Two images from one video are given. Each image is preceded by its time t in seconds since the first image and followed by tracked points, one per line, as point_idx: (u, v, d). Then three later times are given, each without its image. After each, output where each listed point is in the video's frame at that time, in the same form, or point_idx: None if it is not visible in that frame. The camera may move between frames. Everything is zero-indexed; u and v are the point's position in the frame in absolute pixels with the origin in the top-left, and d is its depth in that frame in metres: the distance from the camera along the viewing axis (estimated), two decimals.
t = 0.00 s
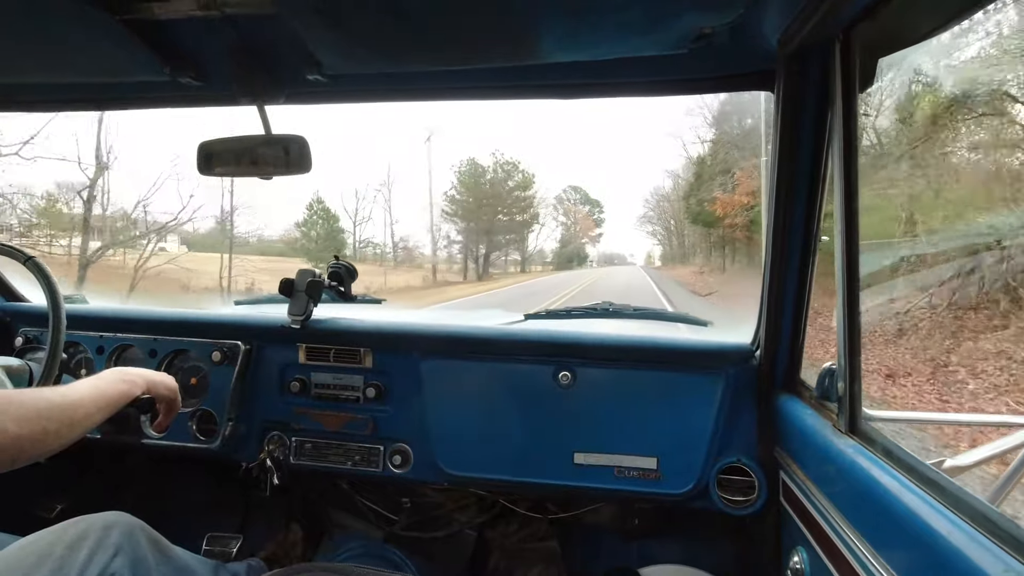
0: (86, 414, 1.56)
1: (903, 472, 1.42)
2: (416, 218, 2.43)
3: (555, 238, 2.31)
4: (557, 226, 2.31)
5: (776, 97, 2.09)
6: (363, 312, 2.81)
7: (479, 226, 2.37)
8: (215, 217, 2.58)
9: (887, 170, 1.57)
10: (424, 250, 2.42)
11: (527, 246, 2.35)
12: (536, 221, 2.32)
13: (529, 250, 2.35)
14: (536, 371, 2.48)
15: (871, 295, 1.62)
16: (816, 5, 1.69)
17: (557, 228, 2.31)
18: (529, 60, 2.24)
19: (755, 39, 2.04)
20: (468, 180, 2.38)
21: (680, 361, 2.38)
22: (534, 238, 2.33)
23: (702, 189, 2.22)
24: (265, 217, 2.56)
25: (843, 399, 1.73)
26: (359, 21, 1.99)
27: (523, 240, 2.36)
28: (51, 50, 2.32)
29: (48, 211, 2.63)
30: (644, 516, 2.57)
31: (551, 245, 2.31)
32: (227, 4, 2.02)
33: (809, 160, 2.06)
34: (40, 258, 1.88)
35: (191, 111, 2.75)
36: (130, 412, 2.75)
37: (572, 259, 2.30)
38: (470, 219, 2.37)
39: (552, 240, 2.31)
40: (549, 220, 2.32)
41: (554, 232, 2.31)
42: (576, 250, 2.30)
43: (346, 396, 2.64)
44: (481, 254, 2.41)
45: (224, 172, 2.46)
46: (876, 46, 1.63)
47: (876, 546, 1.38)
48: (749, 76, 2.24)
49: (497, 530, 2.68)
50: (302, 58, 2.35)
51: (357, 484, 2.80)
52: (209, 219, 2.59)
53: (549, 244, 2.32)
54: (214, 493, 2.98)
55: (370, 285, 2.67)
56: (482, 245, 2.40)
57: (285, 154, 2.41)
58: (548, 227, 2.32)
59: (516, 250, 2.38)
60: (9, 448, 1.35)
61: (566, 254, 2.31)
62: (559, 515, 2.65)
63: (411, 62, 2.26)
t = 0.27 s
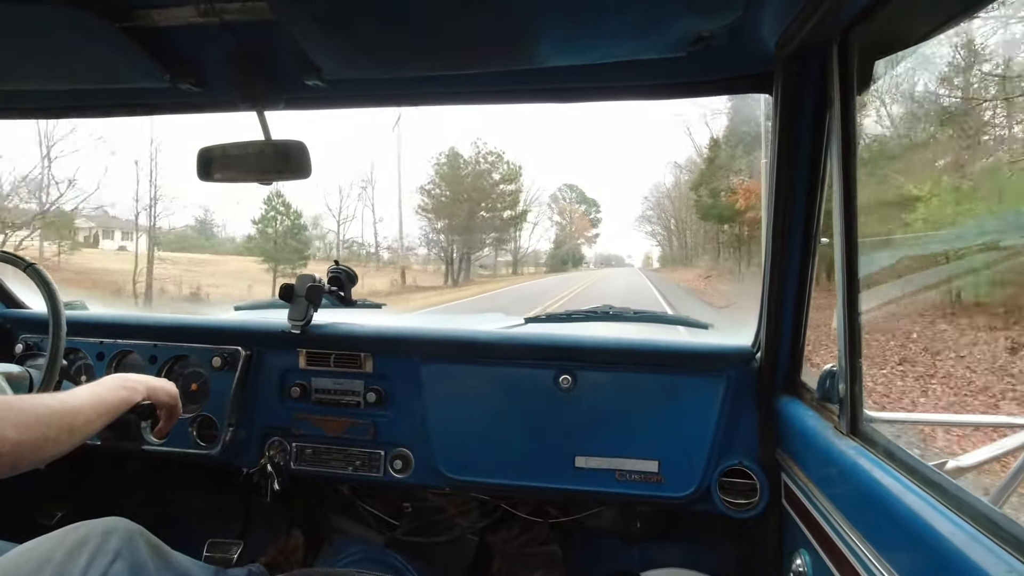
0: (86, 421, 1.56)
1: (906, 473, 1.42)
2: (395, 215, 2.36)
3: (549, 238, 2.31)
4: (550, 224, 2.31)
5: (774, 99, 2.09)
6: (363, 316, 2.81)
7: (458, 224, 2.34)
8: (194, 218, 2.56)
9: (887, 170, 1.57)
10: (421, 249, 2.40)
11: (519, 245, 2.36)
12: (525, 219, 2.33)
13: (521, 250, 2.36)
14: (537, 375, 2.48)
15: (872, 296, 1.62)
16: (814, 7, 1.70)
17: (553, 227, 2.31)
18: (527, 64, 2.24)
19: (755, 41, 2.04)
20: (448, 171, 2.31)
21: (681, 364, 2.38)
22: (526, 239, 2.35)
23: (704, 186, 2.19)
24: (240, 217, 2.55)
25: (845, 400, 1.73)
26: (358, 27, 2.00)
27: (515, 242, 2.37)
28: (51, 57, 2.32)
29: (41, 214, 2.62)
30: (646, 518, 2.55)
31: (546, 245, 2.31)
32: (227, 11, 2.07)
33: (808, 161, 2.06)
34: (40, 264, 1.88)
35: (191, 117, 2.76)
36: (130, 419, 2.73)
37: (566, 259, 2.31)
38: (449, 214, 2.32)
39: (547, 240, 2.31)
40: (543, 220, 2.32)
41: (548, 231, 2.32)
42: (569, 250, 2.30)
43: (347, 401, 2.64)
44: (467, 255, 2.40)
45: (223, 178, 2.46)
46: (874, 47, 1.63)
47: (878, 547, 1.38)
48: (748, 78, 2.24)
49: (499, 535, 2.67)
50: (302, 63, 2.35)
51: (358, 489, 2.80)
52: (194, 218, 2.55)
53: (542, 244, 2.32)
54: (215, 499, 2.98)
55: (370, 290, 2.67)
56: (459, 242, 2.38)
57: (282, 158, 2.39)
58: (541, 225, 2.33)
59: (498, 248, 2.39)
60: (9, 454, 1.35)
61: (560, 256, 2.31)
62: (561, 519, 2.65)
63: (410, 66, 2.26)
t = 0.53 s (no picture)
0: (86, 422, 1.56)
1: (905, 476, 1.41)
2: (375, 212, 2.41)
3: (544, 237, 2.39)
4: (544, 222, 2.38)
5: (774, 101, 2.09)
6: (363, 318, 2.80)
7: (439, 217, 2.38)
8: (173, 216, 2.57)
9: (887, 172, 1.57)
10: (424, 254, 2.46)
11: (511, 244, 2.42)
12: (515, 215, 2.37)
13: (512, 250, 2.43)
14: (536, 377, 2.48)
15: (872, 298, 1.62)
16: (814, 9, 1.70)
17: (548, 227, 2.38)
18: (527, 66, 2.25)
19: (756, 43, 2.04)
20: (426, 167, 2.37)
21: (681, 366, 2.38)
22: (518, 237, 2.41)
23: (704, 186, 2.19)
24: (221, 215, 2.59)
25: (844, 402, 1.73)
26: (358, 30, 2.01)
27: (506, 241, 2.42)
28: (51, 59, 2.33)
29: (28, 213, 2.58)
30: (645, 521, 2.55)
31: (538, 244, 2.40)
32: (227, 13, 2.07)
33: (808, 163, 2.06)
34: (39, 265, 1.88)
35: (191, 119, 2.76)
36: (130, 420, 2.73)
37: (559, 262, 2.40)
38: (428, 207, 2.38)
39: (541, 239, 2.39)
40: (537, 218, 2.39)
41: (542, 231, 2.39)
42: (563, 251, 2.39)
43: (347, 402, 2.64)
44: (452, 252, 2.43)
45: (223, 179, 2.47)
46: (874, 49, 1.63)
47: (878, 550, 1.38)
48: (748, 81, 2.24)
49: (499, 536, 2.66)
50: (302, 66, 2.36)
51: (358, 491, 2.79)
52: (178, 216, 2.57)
53: (535, 244, 2.41)
54: (214, 501, 2.98)
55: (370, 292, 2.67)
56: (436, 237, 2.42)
57: (282, 160, 2.40)
58: (534, 224, 2.39)
59: (484, 244, 2.43)
60: (9, 456, 1.35)
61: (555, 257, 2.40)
62: (560, 521, 2.65)
63: (410, 68, 2.27)
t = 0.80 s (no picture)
0: (84, 417, 1.56)
1: (903, 478, 1.42)
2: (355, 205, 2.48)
3: (540, 237, 2.37)
4: (538, 223, 2.35)
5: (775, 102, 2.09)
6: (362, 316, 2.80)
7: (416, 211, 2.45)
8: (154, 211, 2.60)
9: (887, 175, 1.57)
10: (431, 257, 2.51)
11: (503, 243, 2.41)
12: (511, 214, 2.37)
13: (506, 249, 2.42)
14: (535, 376, 2.48)
15: (872, 300, 1.62)
16: (816, 11, 1.70)
17: (544, 229, 2.35)
18: (528, 65, 2.25)
19: (757, 45, 2.04)
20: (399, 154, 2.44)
21: (680, 366, 2.38)
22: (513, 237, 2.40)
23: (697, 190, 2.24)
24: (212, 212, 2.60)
25: (842, 404, 1.73)
26: (359, 28, 2.01)
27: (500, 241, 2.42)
28: (52, 54, 2.32)
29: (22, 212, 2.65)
30: (642, 521, 2.56)
31: (531, 243, 2.39)
32: (228, 10, 2.06)
33: (808, 164, 2.06)
34: (37, 259, 1.88)
35: (191, 115, 2.76)
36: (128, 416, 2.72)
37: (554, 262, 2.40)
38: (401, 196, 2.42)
39: (535, 240, 2.37)
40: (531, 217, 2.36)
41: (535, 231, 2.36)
42: (556, 251, 2.38)
43: (345, 400, 2.64)
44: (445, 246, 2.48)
45: (223, 177, 2.47)
46: (876, 51, 1.63)
47: (875, 551, 1.38)
48: (749, 82, 2.24)
49: (496, 536, 2.68)
50: (303, 63, 2.35)
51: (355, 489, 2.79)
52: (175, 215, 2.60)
53: (529, 245, 2.39)
54: (212, 497, 2.97)
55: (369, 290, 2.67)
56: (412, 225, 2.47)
57: (283, 158, 2.40)
58: (528, 223, 2.36)
59: (462, 243, 2.45)
60: (7, 451, 1.35)
61: (550, 257, 2.39)
62: (558, 520, 2.65)
63: (410, 66, 2.27)
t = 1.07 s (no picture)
0: (83, 412, 1.56)
1: (901, 479, 1.42)
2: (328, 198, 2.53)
3: (536, 236, 2.40)
4: (531, 220, 2.39)
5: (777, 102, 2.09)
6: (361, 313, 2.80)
7: (379, 200, 2.43)
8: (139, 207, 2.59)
9: (887, 177, 1.57)
10: (428, 258, 2.54)
11: (494, 244, 2.43)
12: (501, 216, 2.41)
13: (495, 249, 2.43)
14: (534, 374, 2.48)
15: (872, 301, 1.62)
16: (817, 11, 1.70)
17: (539, 227, 2.39)
18: (529, 64, 2.24)
19: (758, 45, 2.04)
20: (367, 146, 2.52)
21: (679, 366, 2.38)
22: (504, 237, 2.42)
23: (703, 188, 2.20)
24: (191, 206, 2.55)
25: (841, 405, 1.73)
26: (361, 25, 2.01)
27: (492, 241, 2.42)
28: (53, 49, 2.32)
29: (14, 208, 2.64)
30: (641, 520, 2.56)
31: (524, 242, 2.41)
32: (230, 6, 2.06)
33: (809, 165, 2.06)
34: (35, 253, 1.88)
35: (191, 111, 2.76)
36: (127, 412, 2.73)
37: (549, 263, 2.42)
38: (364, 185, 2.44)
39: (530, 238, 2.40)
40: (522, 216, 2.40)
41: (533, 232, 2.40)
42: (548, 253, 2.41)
43: (344, 397, 2.64)
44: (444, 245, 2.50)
45: (223, 173, 2.46)
46: (877, 52, 1.63)
47: (873, 553, 1.38)
48: (750, 82, 2.24)
49: (495, 534, 2.67)
50: (303, 59, 2.35)
51: (354, 486, 2.80)
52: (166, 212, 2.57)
53: (521, 245, 2.42)
54: (211, 494, 2.98)
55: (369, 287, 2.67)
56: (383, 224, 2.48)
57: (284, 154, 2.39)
58: (521, 220, 2.40)
59: (431, 241, 2.51)
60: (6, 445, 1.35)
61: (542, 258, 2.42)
62: (556, 519, 2.66)
63: (411, 64, 2.26)
